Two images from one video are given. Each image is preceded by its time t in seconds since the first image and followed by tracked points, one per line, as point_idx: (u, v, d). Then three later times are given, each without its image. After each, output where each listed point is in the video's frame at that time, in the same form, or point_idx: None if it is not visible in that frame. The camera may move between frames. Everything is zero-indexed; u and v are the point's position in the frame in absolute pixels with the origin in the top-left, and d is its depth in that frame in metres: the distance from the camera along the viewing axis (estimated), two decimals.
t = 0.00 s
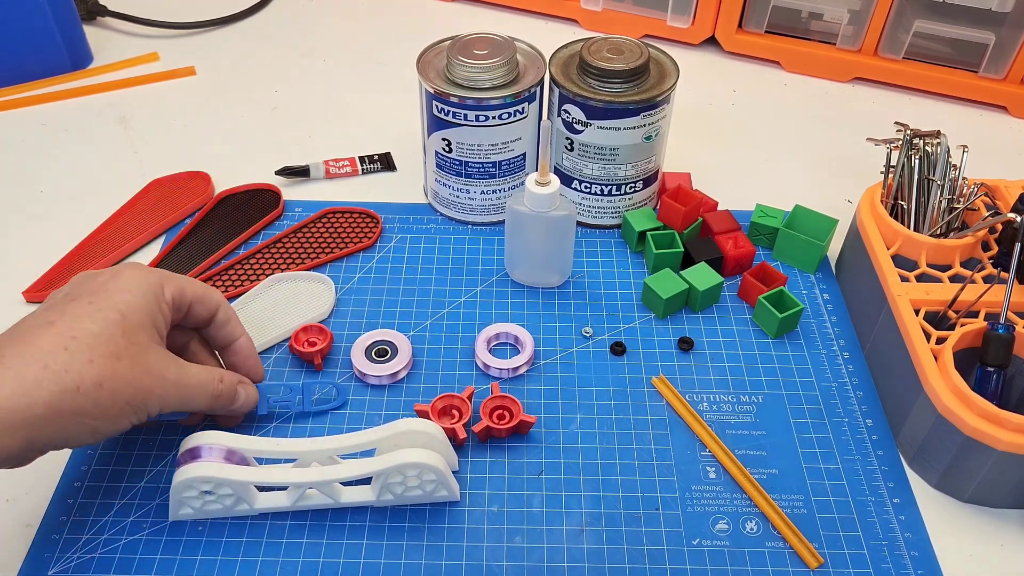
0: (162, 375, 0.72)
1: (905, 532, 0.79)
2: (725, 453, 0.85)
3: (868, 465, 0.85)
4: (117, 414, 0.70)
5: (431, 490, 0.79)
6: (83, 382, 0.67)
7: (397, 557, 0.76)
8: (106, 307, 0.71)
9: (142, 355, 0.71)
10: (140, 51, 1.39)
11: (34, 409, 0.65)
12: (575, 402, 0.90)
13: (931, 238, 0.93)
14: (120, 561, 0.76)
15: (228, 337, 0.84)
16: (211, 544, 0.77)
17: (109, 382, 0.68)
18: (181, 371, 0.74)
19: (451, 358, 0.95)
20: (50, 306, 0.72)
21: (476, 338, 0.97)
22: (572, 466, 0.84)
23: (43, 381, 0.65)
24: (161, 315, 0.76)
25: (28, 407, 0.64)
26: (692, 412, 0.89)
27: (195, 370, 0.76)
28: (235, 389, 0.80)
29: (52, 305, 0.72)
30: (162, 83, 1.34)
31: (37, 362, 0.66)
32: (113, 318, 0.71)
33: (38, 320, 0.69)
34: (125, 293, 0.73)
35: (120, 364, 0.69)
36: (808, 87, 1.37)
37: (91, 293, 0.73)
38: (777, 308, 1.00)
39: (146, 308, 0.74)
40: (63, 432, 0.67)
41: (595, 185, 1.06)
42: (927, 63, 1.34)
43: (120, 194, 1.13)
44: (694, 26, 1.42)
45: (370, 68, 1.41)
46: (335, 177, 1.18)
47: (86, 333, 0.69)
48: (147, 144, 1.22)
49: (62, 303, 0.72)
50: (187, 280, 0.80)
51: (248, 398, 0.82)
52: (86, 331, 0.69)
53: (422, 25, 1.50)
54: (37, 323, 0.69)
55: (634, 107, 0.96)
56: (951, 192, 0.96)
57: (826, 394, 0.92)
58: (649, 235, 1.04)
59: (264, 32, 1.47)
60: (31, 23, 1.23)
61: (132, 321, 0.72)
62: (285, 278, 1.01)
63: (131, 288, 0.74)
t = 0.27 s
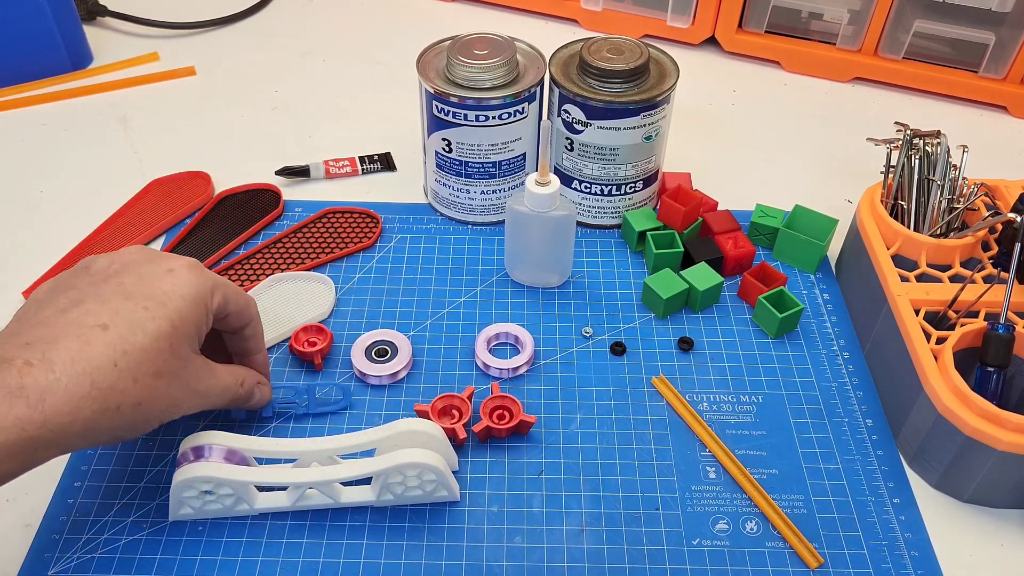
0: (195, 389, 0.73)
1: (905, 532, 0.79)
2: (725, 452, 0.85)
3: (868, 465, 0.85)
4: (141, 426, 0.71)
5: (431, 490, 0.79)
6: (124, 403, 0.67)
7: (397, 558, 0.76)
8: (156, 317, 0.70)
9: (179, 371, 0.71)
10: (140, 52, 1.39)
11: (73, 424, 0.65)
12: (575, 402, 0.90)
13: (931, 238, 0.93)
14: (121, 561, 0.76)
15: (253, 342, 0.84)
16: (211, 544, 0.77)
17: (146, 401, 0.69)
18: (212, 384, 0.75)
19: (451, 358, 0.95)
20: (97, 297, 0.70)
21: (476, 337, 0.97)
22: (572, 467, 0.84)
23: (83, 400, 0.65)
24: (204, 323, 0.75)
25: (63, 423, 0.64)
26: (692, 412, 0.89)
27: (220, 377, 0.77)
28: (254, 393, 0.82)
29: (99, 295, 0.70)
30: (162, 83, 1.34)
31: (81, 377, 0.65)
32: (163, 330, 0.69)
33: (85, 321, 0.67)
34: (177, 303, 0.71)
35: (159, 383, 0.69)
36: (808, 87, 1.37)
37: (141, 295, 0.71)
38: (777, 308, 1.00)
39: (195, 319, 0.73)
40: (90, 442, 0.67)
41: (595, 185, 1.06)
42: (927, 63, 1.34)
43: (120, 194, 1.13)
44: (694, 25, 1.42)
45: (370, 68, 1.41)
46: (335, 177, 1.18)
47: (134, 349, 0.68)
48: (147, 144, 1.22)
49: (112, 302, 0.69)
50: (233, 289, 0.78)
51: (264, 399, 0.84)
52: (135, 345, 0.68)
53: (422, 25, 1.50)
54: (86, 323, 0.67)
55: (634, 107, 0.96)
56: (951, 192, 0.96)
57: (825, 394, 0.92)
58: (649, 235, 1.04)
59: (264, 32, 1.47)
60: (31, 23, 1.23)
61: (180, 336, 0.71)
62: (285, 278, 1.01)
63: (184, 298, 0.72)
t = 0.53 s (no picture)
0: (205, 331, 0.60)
1: (905, 532, 0.79)
2: (725, 453, 0.85)
3: (868, 465, 0.85)
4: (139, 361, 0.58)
5: (431, 490, 0.79)
6: (121, 342, 0.55)
7: (397, 558, 0.76)
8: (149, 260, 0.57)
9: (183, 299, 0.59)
10: (139, 52, 1.39)
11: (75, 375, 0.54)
12: (575, 402, 0.90)
13: (931, 238, 0.93)
14: (121, 561, 0.75)
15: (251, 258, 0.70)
16: (211, 544, 0.77)
17: (150, 338, 0.56)
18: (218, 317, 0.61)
19: (451, 358, 0.95)
20: (97, 233, 0.57)
21: (476, 337, 0.97)
22: (572, 467, 0.84)
23: (84, 340, 0.53)
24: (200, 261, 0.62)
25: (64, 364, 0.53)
26: (692, 412, 0.89)
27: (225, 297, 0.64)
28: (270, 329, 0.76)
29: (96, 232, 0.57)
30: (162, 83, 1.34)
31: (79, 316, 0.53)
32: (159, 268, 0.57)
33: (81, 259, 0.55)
34: (176, 239, 0.59)
35: (160, 320, 0.57)
36: (808, 87, 1.37)
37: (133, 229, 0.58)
38: (777, 308, 1.00)
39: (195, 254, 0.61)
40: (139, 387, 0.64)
41: (595, 185, 1.06)
42: (927, 63, 1.34)
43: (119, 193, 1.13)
44: (694, 26, 1.42)
45: (371, 67, 1.41)
46: (335, 177, 1.18)
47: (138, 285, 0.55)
48: (147, 144, 1.22)
49: (111, 238, 0.57)
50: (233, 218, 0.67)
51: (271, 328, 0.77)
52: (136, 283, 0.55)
53: (422, 25, 1.50)
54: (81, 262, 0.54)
55: (634, 107, 0.96)
56: (951, 191, 0.96)
57: (825, 394, 0.92)
58: (649, 235, 1.04)
59: (264, 32, 1.47)
60: (31, 23, 1.23)
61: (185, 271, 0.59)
62: (284, 279, 1.01)
63: (182, 231, 0.59)
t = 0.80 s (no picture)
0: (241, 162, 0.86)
1: (906, 532, 0.79)
2: (725, 452, 0.85)
3: (868, 465, 0.85)
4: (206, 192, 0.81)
5: (431, 490, 0.79)
6: (195, 176, 0.80)
7: (397, 558, 0.76)
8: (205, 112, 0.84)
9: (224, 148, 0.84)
10: (139, 51, 1.39)
11: (167, 183, 0.77)
12: (574, 402, 0.90)
13: (931, 238, 0.93)
14: (121, 561, 0.75)
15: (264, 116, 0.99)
16: (211, 545, 0.77)
17: (212, 174, 0.82)
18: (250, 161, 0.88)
19: (451, 358, 0.95)
20: (149, 109, 0.83)
21: (476, 337, 0.97)
22: (572, 466, 0.84)
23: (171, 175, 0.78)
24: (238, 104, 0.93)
25: (164, 194, 0.77)
26: (692, 412, 0.89)
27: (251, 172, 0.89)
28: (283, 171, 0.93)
29: (150, 107, 0.84)
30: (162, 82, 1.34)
31: (164, 157, 0.78)
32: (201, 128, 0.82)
33: (149, 122, 0.81)
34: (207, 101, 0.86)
35: (218, 160, 0.82)
36: (808, 87, 1.37)
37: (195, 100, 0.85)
38: (777, 308, 1.00)
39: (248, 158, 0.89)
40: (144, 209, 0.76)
41: (595, 185, 1.06)
42: (927, 63, 1.34)
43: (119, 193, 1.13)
44: (694, 26, 1.42)
45: (370, 67, 1.41)
46: (335, 177, 1.18)
47: (191, 136, 0.81)
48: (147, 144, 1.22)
49: (162, 109, 0.83)
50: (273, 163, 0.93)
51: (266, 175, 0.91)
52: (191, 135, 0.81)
53: (422, 25, 1.50)
54: (149, 125, 0.80)
55: (634, 107, 0.96)
56: (951, 191, 0.96)
57: (826, 394, 0.92)
58: (649, 235, 1.04)
59: (264, 32, 1.47)
60: (31, 22, 1.23)
61: (217, 115, 0.86)
62: (285, 279, 1.00)
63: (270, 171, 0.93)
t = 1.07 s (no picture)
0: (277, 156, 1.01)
1: (906, 532, 0.79)
2: (725, 452, 0.85)
3: (868, 465, 0.85)
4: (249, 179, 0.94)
5: (431, 490, 0.79)
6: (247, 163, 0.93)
7: (397, 558, 0.76)
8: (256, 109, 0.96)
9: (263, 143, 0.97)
10: (139, 52, 1.39)
11: (223, 167, 0.89)
12: (575, 402, 0.90)
13: (931, 238, 0.93)
14: (120, 561, 0.75)
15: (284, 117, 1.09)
16: (211, 545, 0.77)
17: (259, 164, 0.96)
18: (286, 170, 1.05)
19: (451, 358, 0.95)
20: (201, 104, 0.95)
21: (476, 337, 0.97)
22: (572, 466, 0.84)
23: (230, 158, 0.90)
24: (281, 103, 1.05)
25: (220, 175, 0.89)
26: (692, 412, 0.89)
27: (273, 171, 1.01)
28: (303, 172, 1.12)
29: (203, 100, 0.96)
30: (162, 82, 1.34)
31: (222, 145, 0.90)
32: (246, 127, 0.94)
33: (205, 114, 0.93)
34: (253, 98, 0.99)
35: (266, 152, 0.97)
36: (808, 87, 1.37)
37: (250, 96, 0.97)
38: (777, 308, 1.00)
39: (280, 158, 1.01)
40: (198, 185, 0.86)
41: (595, 185, 1.06)
42: (927, 63, 1.34)
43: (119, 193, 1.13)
44: (694, 26, 1.42)
45: (370, 67, 1.41)
46: (334, 174, 1.18)
47: (242, 128, 0.94)
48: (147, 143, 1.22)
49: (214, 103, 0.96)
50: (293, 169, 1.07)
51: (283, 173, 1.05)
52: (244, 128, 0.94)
53: (422, 26, 1.50)
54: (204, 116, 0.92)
55: (634, 107, 0.96)
56: (951, 191, 0.96)
57: (826, 394, 0.92)
58: (649, 235, 1.04)
59: (263, 32, 1.47)
60: (31, 22, 1.23)
61: (260, 110, 0.99)
62: (285, 279, 1.00)
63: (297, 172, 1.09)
